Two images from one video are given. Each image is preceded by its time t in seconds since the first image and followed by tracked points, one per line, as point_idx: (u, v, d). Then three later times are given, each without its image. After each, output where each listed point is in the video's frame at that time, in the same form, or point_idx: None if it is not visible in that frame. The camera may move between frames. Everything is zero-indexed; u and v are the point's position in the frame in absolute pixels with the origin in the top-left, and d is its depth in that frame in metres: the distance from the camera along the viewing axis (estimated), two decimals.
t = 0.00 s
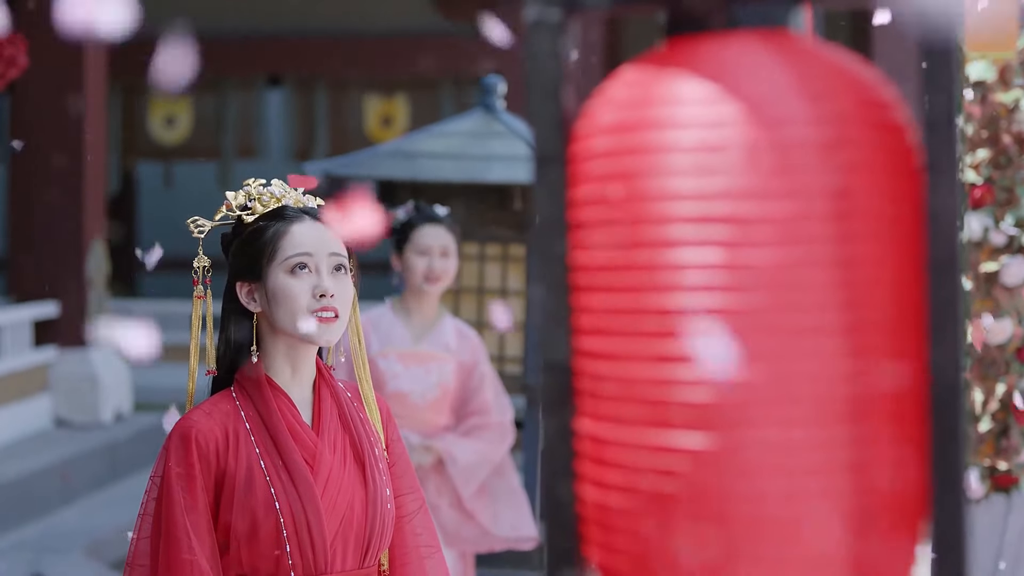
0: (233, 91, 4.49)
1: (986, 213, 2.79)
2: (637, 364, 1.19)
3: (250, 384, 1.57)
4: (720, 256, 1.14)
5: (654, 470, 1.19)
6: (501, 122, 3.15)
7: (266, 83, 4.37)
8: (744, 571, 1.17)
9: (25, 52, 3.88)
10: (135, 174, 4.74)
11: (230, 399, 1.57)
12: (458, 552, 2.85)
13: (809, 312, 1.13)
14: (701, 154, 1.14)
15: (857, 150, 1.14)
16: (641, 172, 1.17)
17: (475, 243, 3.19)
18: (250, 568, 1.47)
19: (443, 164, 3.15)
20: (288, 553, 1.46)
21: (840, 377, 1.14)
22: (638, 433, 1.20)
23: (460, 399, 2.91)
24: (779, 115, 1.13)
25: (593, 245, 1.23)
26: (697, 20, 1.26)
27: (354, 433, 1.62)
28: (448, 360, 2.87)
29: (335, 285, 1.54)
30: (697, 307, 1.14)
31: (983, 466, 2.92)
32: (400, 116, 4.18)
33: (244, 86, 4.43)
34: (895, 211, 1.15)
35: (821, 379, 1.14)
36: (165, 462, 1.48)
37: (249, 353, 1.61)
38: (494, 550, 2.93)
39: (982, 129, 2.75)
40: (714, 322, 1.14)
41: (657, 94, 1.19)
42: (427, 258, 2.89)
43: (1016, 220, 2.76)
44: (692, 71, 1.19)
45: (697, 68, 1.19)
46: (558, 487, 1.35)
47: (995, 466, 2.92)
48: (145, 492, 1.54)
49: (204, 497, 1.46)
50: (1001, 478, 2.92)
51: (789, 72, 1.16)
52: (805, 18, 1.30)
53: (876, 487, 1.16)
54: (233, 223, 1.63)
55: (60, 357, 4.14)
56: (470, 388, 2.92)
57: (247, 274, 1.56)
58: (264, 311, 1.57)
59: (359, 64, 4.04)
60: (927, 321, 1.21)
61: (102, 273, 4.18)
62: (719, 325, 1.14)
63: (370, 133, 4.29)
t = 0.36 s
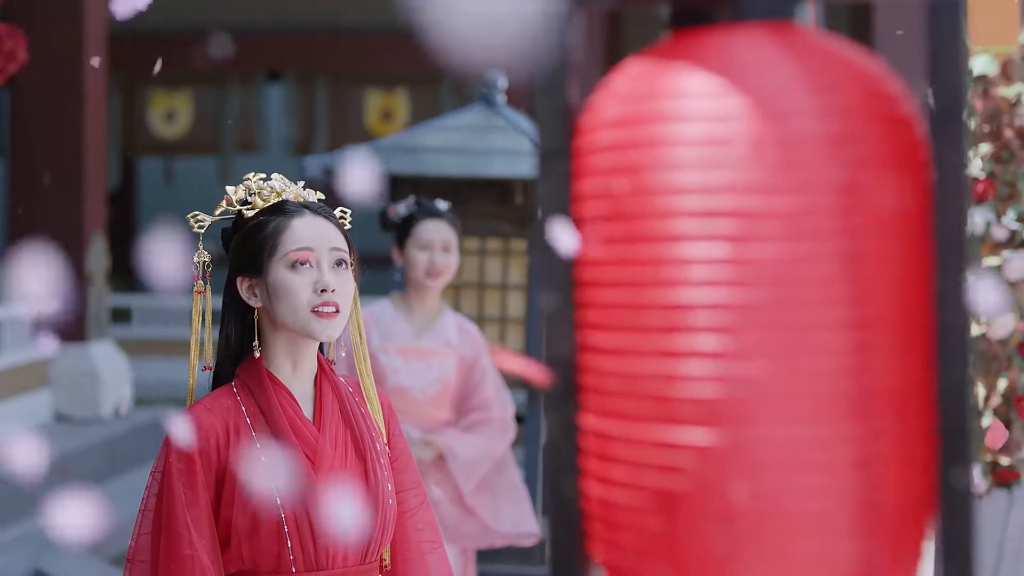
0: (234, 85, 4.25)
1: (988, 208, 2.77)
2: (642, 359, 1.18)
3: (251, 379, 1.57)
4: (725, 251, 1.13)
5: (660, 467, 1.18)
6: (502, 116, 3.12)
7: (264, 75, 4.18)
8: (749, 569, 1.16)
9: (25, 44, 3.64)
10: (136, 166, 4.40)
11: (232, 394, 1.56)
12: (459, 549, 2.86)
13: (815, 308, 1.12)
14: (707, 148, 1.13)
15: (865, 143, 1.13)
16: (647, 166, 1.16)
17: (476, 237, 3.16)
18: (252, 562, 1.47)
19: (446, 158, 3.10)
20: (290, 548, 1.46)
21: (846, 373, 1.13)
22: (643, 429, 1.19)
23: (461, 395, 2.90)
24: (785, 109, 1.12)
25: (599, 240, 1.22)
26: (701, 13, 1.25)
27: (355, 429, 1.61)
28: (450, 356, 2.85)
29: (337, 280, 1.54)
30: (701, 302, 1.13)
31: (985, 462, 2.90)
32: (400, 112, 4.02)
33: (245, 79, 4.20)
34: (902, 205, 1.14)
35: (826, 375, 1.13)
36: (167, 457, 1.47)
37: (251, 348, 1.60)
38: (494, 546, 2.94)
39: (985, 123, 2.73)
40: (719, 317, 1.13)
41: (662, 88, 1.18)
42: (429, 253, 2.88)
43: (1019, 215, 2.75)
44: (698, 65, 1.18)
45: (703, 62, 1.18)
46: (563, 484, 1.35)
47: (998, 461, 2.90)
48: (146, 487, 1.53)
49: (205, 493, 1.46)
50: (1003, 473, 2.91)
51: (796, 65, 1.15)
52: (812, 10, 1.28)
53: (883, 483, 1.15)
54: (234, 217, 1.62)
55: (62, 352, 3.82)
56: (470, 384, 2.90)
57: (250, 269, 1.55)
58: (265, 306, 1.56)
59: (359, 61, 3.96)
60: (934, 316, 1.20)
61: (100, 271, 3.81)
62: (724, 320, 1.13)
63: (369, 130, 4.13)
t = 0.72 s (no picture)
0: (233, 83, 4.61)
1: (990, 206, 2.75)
2: (645, 357, 1.17)
3: (252, 377, 1.56)
4: (731, 248, 1.12)
5: (665, 467, 1.17)
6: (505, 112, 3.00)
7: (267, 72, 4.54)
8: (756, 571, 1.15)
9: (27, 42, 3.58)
10: (136, 165, 4.78)
11: (233, 392, 1.55)
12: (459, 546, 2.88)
13: (821, 306, 1.11)
14: (713, 145, 1.12)
15: (872, 140, 1.12)
16: (652, 163, 1.15)
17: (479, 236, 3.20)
18: (253, 562, 1.45)
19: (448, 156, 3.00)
20: (290, 547, 1.45)
21: (853, 373, 1.12)
22: (648, 429, 1.18)
23: (461, 393, 2.86)
24: (792, 106, 1.11)
25: (603, 238, 1.21)
26: (706, 9, 1.24)
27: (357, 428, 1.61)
28: (450, 354, 2.83)
29: (338, 278, 1.53)
30: (706, 300, 1.12)
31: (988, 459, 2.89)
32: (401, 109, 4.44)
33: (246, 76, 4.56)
34: (908, 201, 1.13)
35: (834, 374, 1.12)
36: (167, 456, 1.46)
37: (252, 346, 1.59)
38: (495, 544, 2.93)
39: (986, 120, 2.72)
40: (726, 316, 1.12)
41: (667, 84, 1.17)
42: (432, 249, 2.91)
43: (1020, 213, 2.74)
44: (703, 61, 1.17)
45: (709, 58, 1.17)
46: (566, 484, 1.31)
47: (1000, 459, 2.89)
48: (145, 487, 1.52)
49: (206, 491, 1.45)
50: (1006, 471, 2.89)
51: (803, 61, 1.14)
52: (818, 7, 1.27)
53: (888, 482, 1.15)
54: (234, 215, 1.61)
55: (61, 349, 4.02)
56: (471, 382, 2.86)
57: (250, 267, 1.54)
58: (266, 305, 1.55)
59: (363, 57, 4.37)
60: (942, 314, 1.19)
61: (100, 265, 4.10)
62: (731, 318, 1.12)
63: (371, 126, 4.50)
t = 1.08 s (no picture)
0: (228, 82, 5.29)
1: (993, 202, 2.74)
2: (651, 355, 1.17)
3: (254, 374, 1.55)
4: (738, 246, 1.11)
5: (671, 465, 1.17)
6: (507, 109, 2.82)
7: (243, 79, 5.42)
8: (763, 569, 1.14)
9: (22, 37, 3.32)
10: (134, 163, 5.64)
11: (234, 389, 1.54)
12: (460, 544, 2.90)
13: (829, 303, 1.10)
14: (720, 142, 1.11)
15: (881, 135, 1.11)
16: (658, 160, 1.14)
17: (478, 232, 2.87)
18: (255, 559, 1.45)
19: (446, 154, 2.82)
20: (292, 544, 1.44)
21: (861, 370, 1.11)
22: (653, 428, 1.18)
23: (462, 390, 2.86)
24: (800, 101, 1.10)
25: (609, 235, 1.21)
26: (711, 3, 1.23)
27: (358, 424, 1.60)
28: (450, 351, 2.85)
29: (340, 275, 1.52)
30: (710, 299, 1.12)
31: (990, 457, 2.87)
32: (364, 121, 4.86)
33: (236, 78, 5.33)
34: (917, 197, 1.12)
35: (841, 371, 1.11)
36: (169, 453, 1.46)
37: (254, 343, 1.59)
38: (496, 543, 2.94)
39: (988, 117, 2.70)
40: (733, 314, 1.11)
41: (674, 80, 1.16)
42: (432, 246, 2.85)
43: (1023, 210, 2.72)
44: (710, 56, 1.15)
45: (716, 53, 1.15)
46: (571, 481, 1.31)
47: (1002, 456, 2.87)
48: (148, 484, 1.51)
49: (207, 488, 1.44)
50: (1008, 469, 2.88)
51: (811, 57, 1.13)
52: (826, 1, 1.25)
53: (894, 481, 1.14)
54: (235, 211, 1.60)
55: (60, 347, 2.80)
56: (471, 379, 2.86)
57: (251, 264, 1.53)
58: (268, 302, 1.54)
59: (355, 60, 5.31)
60: (950, 311, 1.18)
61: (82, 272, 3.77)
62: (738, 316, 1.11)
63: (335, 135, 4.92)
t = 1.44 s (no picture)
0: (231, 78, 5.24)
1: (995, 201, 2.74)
2: (657, 354, 1.16)
3: (256, 373, 1.54)
4: (745, 244, 1.10)
5: (677, 465, 1.16)
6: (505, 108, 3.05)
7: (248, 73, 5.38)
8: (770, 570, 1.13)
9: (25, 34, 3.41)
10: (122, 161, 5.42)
11: (236, 388, 1.53)
12: (462, 542, 2.88)
13: (837, 302, 1.09)
14: (727, 139, 1.10)
15: (890, 132, 1.10)
16: (664, 157, 1.13)
17: (479, 230, 3.03)
18: (257, 559, 1.44)
19: (448, 149, 3.00)
20: (294, 543, 1.43)
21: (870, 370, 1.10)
22: (658, 427, 1.17)
23: (463, 387, 2.87)
24: (808, 98, 1.09)
25: (614, 232, 1.20)
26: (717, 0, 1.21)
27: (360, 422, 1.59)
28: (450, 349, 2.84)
29: (343, 273, 1.51)
30: (719, 297, 1.11)
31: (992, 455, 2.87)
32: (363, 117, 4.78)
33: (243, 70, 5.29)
34: (926, 195, 1.12)
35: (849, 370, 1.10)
36: (170, 452, 1.44)
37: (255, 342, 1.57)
38: (496, 540, 2.95)
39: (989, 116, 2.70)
40: (740, 312, 1.10)
41: (680, 77, 1.15)
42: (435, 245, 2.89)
43: None
44: (718, 53, 1.14)
45: (723, 50, 1.14)
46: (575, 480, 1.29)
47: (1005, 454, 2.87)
48: (149, 483, 1.50)
49: (209, 486, 1.43)
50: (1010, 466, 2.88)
51: (818, 54, 1.12)
52: None
53: (905, 481, 1.13)
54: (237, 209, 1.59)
55: (61, 346, 3.59)
56: (471, 377, 2.87)
57: (253, 262, 1.52)
58: (270, 301, 1.53)
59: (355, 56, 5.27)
60: (959, 310, 1.17)
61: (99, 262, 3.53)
62: (745, 315, 1.10)
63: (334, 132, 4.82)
